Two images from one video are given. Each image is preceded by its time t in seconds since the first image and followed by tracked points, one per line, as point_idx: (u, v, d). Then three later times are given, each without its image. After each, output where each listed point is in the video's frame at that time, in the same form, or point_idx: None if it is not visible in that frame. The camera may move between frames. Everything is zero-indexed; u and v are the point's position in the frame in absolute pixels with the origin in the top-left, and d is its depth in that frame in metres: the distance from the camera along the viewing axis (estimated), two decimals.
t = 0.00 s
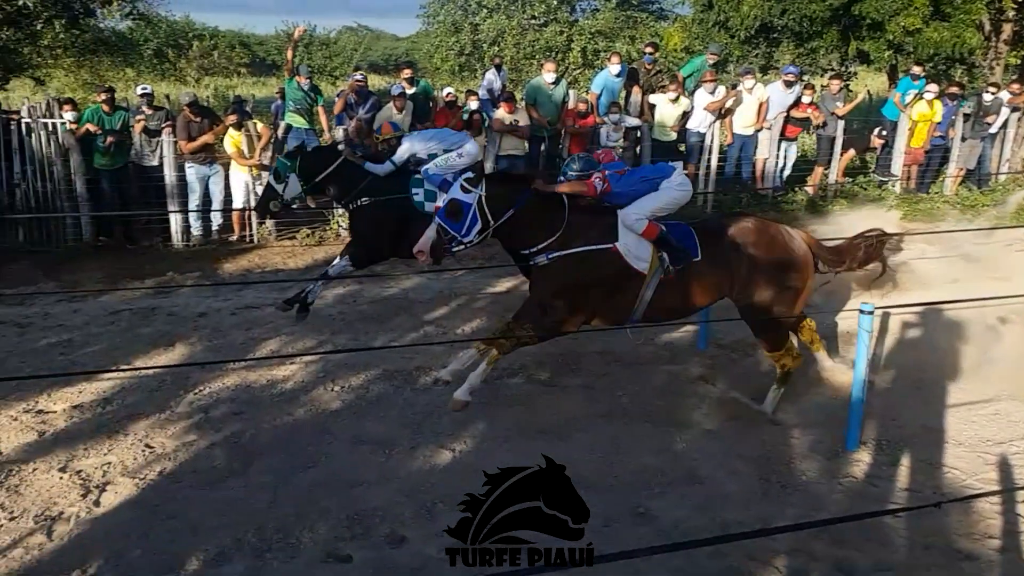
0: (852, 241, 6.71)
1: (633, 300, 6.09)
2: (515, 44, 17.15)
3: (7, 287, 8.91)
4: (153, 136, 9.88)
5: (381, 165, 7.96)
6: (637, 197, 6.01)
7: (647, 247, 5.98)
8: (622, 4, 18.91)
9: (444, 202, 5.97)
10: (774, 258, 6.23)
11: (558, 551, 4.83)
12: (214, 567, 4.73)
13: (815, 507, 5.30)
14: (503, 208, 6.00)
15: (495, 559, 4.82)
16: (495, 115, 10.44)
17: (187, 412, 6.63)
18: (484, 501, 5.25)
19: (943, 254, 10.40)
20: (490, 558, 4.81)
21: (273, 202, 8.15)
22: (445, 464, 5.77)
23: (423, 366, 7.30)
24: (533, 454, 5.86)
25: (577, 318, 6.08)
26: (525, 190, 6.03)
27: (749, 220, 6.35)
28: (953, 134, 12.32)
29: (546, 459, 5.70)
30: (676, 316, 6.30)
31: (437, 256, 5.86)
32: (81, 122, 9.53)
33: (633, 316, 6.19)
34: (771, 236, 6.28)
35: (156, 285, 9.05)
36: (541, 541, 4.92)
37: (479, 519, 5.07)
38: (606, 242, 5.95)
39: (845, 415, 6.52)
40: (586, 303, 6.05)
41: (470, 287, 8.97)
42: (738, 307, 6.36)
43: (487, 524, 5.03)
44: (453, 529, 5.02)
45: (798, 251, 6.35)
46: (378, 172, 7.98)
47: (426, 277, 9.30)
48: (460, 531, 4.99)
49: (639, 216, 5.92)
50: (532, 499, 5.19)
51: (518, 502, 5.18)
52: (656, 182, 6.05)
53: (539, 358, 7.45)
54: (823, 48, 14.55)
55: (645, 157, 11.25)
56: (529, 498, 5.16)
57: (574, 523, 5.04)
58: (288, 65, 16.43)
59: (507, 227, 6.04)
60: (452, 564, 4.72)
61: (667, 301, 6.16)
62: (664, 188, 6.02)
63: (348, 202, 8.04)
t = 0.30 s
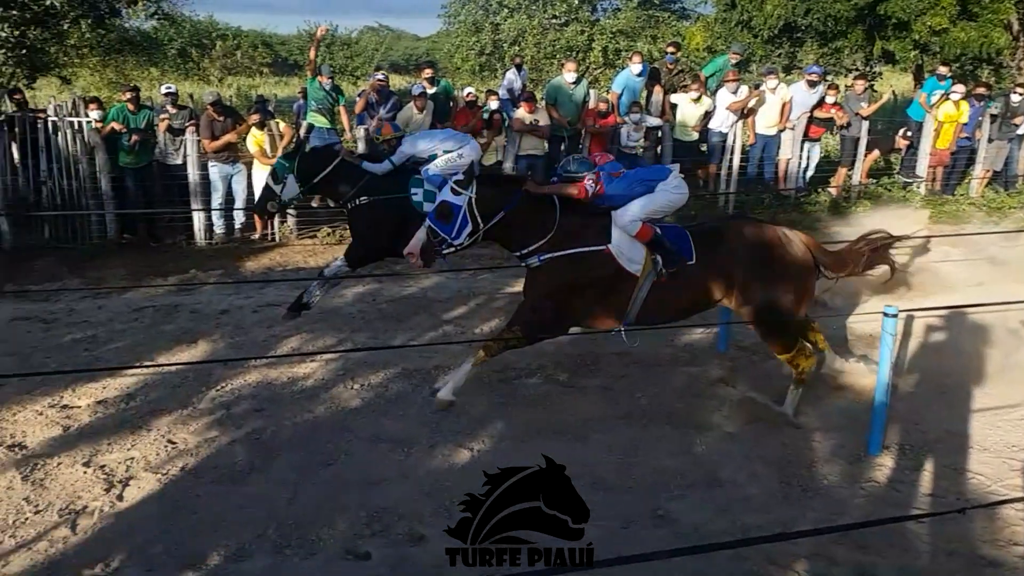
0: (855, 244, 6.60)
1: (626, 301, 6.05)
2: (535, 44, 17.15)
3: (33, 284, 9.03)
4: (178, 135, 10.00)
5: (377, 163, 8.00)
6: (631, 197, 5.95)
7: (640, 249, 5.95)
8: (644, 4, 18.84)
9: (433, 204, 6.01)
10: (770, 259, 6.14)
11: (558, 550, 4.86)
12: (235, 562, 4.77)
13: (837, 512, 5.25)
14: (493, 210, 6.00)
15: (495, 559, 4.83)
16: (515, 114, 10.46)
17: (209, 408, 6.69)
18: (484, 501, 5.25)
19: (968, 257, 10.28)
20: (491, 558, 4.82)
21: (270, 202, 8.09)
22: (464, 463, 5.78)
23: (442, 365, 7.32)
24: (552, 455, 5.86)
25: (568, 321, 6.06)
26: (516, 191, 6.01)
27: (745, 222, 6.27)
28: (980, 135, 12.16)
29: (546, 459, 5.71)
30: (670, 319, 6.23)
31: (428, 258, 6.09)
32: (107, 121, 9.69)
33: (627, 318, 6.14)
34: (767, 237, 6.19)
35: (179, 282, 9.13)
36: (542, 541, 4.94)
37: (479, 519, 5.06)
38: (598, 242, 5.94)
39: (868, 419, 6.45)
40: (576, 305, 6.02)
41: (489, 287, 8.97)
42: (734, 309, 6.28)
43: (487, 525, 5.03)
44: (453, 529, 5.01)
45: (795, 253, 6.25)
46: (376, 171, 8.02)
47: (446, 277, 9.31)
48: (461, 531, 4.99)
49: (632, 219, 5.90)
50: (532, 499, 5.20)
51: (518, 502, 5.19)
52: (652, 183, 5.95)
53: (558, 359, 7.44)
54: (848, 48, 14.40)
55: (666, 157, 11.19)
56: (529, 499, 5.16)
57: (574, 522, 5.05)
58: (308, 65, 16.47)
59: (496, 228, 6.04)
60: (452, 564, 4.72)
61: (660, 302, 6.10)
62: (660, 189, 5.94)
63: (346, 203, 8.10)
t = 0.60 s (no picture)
0: (859, 249, 6.41)
1: (617, 306, 5.95)
2: (556, 44, 17.18)
3: (60, 280, 9.14)
4: (202, 133, 10.15)
5: (373, 162, 7.96)
6: (624, 200, 5.86)
7: (632, 251, 5.83)
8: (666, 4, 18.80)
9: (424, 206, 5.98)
10: (764, 263, 5.98)
11: (558, 551, 4.86)
12: (256, 557, 4.80)
13: (859, 516, 5.20)
14: (481, 213, 5.95)
15: (495, 559, 4.81)
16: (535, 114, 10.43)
17: (231, 404, 6.74)
18: (484, 500, 5.21)
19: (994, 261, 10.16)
20: (490, 559, 4.80)
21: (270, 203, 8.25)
22: (483, 462, 5.78)
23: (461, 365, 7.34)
24: (570, 455, 5.84)
25: (558, 323, 6.03)
26: (505, 194, 5.97)
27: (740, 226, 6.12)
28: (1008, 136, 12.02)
29: (546, 458, 5.66)
30: (663, 324, 6.11)
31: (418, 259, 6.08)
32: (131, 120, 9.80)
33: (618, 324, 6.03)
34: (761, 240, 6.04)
35: (202, 280, 9.21)
36: (542, 542, 4.93)
37: (478, 519, 5.03)
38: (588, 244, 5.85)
39: (890, 423, 6.39)
40: (566, 308, 5.96)
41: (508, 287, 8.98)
42: (728, 314, 6.13)
43: (485, 526, 4.99)
44: (453, 530, 5.00)
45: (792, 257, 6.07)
46: (375, 171, 7.96)
47: (466, 277, 9.33)
48: (460, 531, 4.98)
49: (624, 220, 5.78)
50: (533, 498, 5.15)
51: (518, 502, 5.14)
52: (646, 186, 5.84)
53: (577, 359, 7.44)
54: (873, 48, 14.28)
55: (688, 157, 11.12)
56: (529, 499, 5.11)
57: (574, 523, 5.03)
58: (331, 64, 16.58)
59: (487, 231, 5.99)
60: (452, 564, 4.71)
61: (652, 307, 5.97)
62: (654, 192, 5.83)
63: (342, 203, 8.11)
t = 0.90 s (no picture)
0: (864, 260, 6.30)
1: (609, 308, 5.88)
2: (588, 43, 17.17)
3: (97, 275, 9.31)
4: (236, 132, 10.25)
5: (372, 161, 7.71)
6: (614, 202, 5.82)
7: (621, 254, 5.80)
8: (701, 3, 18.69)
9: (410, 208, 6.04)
10: (762, 266, 5.93)
11: (558, 551, 4.82)
12: (285, 551, 4.85)
13: (891, 524, 5.12)
14: (469, 215, 5.98)
15: (495, 559, 4.78)
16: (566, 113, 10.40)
17: (263, 399, 6.81)
18: (484, 500, 5.20)
19: None
20: (490, 559, 4.77)
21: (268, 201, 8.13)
22: (511, 461, 5.79)
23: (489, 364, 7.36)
24: (598, 456, 5.83)
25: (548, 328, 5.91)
26: (494, 197, 6.00)
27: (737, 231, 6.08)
28: None
29: (546, 458, 5.66)
30: (662, 328, 6.03)
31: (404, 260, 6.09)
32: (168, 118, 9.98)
33: (612, 325, 5.96)
34: (759, 245, 6.00)
35: (236, 276, 9.32)
36: (542, 541, 4.91)
37: (478, 519, 5.02)
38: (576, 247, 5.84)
39: (924, 430, 6.29)
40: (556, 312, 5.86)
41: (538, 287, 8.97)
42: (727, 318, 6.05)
43: (485, 526, 4.98)
44: (452, 530, 5.00)
45: (793, 261, 6.02)
46: (373, 169, 7.70)
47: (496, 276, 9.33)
48: (460, 531, 4.97)
49: (612, 221, 5.75)
50: (532, 498, 5.14)
51: (518, 502, 5.12)
52: (637, 189, 5.79)
53: (605, 361, 7.41)
54: (912, 48, 14.05)
55: (721, 157, 11.07)
56: (529, 499, 5.10)
57: (574, 523, 5.01)
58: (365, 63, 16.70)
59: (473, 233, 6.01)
60: (451, 564, 4.69)
61: (647, 308, 5.89)
62: (645, 196, 5.79)
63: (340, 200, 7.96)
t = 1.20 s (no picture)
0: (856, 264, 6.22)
1: (603, 309, 5.84)
2: (609, 43, 17.11)
3: (122, 272, 9.42)
4: (258, 131, 10.27)
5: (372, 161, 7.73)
6: (607, 204, 5.84)
7: (612, 257, 5.78)
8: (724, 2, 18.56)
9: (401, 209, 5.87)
10: (757, 267, 5.88)
11: (558, 551, 4.82)
12: (305, 547, 4.87)
13: (914, 530, 5.06)
14: (462, 214, 5.86)
15: (495, 559, 4.78)
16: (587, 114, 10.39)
17: (284, 396, 6.86)
18: (484, 501, 5.18)
19: None
20: (490, 558, 4.77)
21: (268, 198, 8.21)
22: (530, 461, 5.79)
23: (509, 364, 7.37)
24: (617, 458, 5.81)
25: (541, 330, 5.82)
26: (486, 198, 5.91)
27: (732, 231, 6.04)
28: None
29: (546, 458, 5.63)
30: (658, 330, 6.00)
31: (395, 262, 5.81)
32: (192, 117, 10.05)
33: (606, 326, 5.92)
34: (758, 246, 5.95)
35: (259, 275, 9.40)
36: (541, 542, 4.91)
37: (478, 520, 5.03)
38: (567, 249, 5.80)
39: (949, 436, 6.20)
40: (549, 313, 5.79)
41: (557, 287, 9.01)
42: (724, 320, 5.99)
43: (486, 526, 4.99)
44: (453, 530, 5.00)
45: (788, 263, 5.97)
46: (372, 168, 7.75)
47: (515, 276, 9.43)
48: (460, 531, 4.97)
49: (602, 223, 5.70)
50: (533, 498, 5.13)
51: (519, 502, 5.13)
52: (630, 190, 5.81)
53: (625, 362, 7.39)
54: (939, 49, 13.85)
55: (744, 157, 10.99)
56: (529, 499, 5.10)
57: (574, 522, 5.01)
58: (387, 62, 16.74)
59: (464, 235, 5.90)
60: (451, 564, 4.70)
61: (639, 308, 5.86)
62: (639, 197, 5.80)
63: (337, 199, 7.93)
